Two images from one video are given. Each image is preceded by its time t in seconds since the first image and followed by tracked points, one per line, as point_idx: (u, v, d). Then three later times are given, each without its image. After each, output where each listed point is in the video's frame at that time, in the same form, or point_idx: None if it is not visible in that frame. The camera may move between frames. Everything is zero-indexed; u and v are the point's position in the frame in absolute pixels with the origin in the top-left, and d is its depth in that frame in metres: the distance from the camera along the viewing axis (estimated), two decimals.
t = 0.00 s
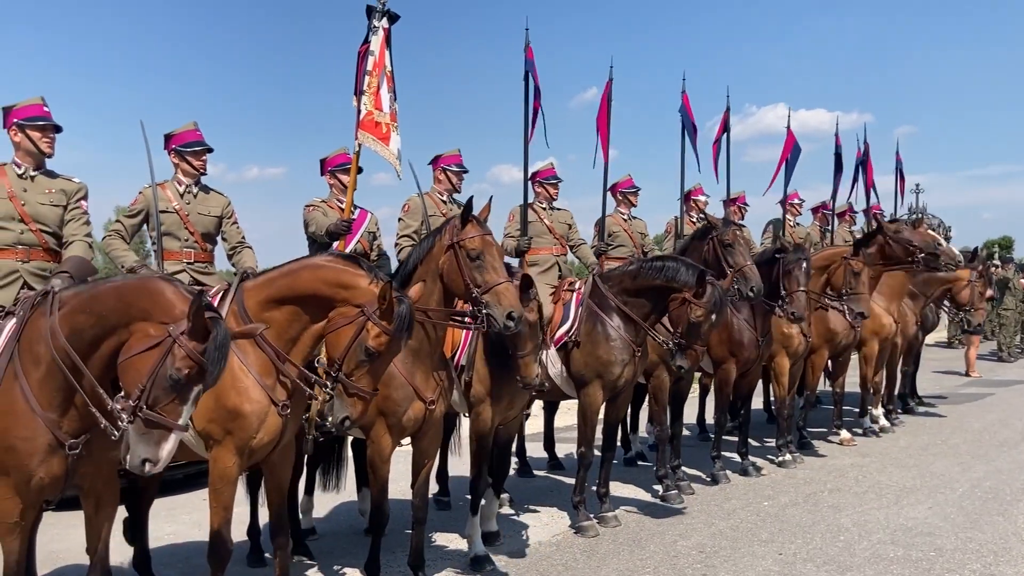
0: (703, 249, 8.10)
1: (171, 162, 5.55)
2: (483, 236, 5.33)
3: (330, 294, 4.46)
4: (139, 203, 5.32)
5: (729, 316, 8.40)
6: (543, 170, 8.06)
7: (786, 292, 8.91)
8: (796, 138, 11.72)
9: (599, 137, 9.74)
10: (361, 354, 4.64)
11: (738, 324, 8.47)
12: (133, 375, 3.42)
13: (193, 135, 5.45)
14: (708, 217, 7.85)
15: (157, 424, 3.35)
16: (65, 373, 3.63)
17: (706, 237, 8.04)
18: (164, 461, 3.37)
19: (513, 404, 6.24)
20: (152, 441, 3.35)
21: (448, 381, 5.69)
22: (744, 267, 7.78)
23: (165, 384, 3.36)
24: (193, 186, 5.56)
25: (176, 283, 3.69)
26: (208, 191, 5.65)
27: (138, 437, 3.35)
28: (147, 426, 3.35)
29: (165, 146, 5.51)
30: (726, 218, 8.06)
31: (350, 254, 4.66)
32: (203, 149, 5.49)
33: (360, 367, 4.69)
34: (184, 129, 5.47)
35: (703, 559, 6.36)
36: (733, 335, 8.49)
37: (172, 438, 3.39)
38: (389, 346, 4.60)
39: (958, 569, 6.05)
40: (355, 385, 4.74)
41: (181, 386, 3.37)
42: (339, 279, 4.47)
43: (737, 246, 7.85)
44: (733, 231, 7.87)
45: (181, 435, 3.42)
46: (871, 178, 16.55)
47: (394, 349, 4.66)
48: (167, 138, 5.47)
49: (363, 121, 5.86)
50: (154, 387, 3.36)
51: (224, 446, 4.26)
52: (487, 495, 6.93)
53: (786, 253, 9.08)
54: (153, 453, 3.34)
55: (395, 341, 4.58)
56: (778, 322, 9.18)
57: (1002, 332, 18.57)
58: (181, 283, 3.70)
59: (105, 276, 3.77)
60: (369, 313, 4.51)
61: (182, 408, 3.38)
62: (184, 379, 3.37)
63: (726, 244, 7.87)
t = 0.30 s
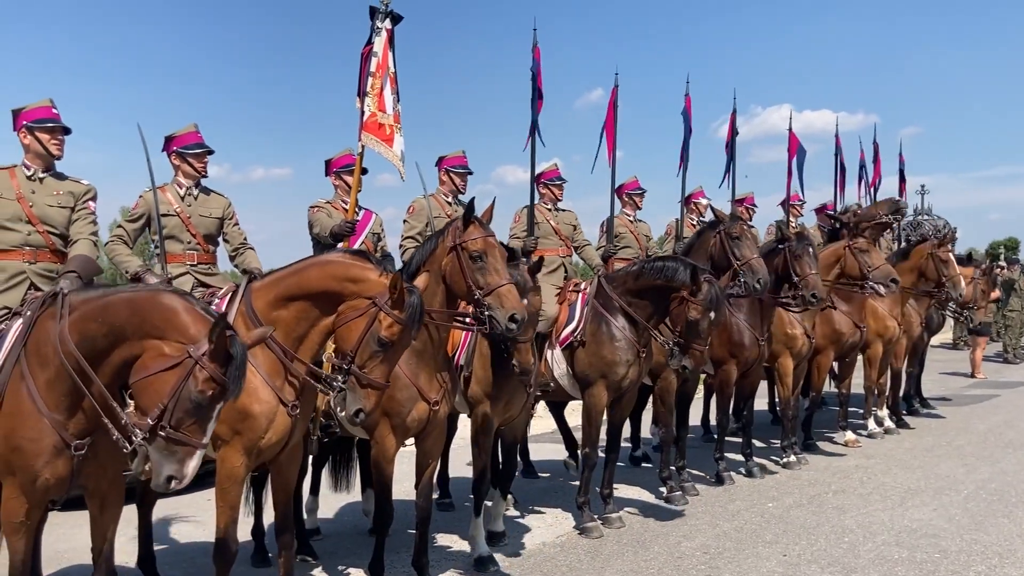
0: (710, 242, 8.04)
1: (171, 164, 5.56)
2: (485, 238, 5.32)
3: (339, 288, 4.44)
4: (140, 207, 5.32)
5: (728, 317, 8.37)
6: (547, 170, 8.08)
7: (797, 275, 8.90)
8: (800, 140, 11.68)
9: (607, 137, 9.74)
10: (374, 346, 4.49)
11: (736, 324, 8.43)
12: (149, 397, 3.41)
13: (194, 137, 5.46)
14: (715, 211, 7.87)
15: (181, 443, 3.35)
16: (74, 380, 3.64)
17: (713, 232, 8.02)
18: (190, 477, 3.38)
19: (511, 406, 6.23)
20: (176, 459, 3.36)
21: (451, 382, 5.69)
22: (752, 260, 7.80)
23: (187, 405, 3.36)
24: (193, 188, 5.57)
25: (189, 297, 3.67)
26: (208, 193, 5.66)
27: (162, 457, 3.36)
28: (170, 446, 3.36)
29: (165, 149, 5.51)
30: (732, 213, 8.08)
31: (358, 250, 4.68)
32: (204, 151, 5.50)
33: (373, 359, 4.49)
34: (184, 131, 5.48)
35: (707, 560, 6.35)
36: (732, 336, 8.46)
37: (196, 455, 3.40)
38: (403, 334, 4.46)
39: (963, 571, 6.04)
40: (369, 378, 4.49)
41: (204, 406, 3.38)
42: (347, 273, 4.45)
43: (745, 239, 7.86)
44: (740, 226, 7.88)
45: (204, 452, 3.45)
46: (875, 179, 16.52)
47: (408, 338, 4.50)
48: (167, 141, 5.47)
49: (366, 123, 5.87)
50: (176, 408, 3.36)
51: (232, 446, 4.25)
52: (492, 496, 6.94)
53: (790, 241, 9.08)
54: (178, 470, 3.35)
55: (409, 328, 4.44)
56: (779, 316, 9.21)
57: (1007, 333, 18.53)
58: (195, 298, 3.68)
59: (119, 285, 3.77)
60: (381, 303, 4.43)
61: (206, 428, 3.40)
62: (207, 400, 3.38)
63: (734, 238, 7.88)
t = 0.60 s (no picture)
0: (723, 241, 8.01)
1: (174, 164, 5.56)
2: (489, 238, 5.33)
3: (351, 287, 4.46)
4: (145, 207, 5.33)
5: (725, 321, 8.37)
6: (552, 171, 8.09)
7: (804, 267, 8.95)
8: (796, 142, 11.68)
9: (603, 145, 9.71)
10: (385, 343, 4.57)
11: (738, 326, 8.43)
12: (156, 424, 3.44)
13: (197, 136, 5.48)
14: (729, 211, 7.91)
15: (186, 470, 3.39)
16: (80, 389, 3.66)
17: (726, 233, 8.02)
18: (193, 500, 3.44)
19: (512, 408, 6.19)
20: (180, 483, 3.41)
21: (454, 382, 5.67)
22: (769, 258, 7.84)
23: (193, 437, 3.37)
24: (197, 187, 5.58)
25: (202, 325, 3.63)
26: (211, 191, 5.67)
27: (166, 481, 3.41)
28: (176, 472, 3.39)
29: (168, 149, 5.51)
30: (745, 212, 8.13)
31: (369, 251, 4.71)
32: (208, 150, 5.52)
33: (384, 356, 4.58)
34: (187, 130, 5.48)
35: (709, 561, 6.35)
36: (733, 339, 8.43)
37: (200, 480, 3.45)
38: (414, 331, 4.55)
39: (966, 573, 6.03)
40: (379, 374, 4.58)
41: (210, 437, 3.39)
42: (359, 273, 4.48)
43: (760, 237, 7.91)
44: (756, 225, 7.94)
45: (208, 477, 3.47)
46: (879, 181, 16.50)
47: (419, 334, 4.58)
48: (171, 140, 5.48)
49: (366, 122, 5.87)
50: (182, 437, 3.37)
51: (237, 445, 4.22)
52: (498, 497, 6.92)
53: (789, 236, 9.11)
54: (181, 494, 3.41)
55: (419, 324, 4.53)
56: (778, 318, 9.21)
57: (1011, 335, 18.49)
58: (208, 327, 3.65)
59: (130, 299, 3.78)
60: (393, 301, 4.50)
61: (211, 458, 3.43)
62: (213, 433, 3.39)
63: (750, 236, 7.92)
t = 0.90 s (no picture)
0: (734, 245, 7.95)
1: (181, 164, 5.58)
2: (492, 237, 5.34)
3: (360, 281, 4.47)
4: (150, 207, 5.34)
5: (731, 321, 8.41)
6: (555, 172, 8.08)
7: (816, 266, 8.95)
8: (797, 142, 11.68)
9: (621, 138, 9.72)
10: (397, 335, 4.53)
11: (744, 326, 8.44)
12: (151, 430, 3.43)
13: (204, 136, 5.48)
14: (741, 216, 7.91)
15: (174, 481, 3.39)
16: (83, 393, 3.66)
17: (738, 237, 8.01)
18: (182, 512, 3.42)
19: (516, 410, 6.18)
20: (169, 493, 3.40)
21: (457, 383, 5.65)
22: (782, 265, 7.85)
23: (177, 450, 3.35)
24: (203, 187, 5.59)
25: (198, 335, 3.58)
26: (218, 192, 5.68)
27: (157, 490, 3.41)
28: (166, 481, 3.40)
29: (175, 148, 5.52)
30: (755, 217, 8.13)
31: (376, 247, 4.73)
32: (214, 150, 5.52)
33: (397, 348, 4.54)
34: (194, 131, 5.49)
35: (712, 562, 6.35)
36: (739, 339, 8.43)
37: (189, 492, 3.43)
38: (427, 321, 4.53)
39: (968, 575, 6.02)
40: (394, 367, 4.53)
41: (193, 451, 3.36)
42: (367, 267, 4.49)
43: (772, 244, 7.92)
44: (767, 231, 7.94)
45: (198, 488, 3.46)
46: (881, 182, 16.48)
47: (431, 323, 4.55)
48: (178, 140, 5.49)
49: (366, 122, 5.88)
50: (168, 449, 3.36)
51: (240, 446, 4.23)
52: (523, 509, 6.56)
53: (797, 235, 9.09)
54: (169, 505, 3.40)
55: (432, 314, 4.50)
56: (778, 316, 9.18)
57: (1014, 337, 18.48)
58: (208, 339, 3.59)
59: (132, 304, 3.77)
60: (403, 293, 4.47)
61: (197, 471, 3.40)
62: (196, 447, 3.35)
63: (762, 242, 7.92)
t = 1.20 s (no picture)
0: (738, 243, 7.99)
1: (187, 164, 5.60)
2: (495, 238, 5.34)
3: (367, 280, 4.50)
4: (157, 207, 5.35)
5: (740, 318, 8.47)
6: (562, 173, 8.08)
7: (829, 265, 8.99)
8: (801, 142, 11.68)
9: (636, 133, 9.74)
10: (405, 331, 4.55)
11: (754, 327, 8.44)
12: (143, 426, 3.46)
13: (210, 136, 5.50)
14: (746, 214, 7.93)
15: (163, 479, 3.41)
16: (89, 394, 3.67)
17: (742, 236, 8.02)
18: (173, 510, 3.44)
19: (521, 409, 6.18)
20: (161, 492, 3.43)
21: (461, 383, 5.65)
22: (786, 261, 7.85)
23: (163, 446, 3.37)
24: (210, 187, 5.61)
25: (190, 330, 3.58)
26: (224, 193, 5.70)
27: (150, 489, 3.45)
28: (157, 478, 3.41)
29: (181, 149, 5.54)
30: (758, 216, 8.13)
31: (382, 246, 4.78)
32: (221, 150, 5.54)
33: (406, 344, 4.56)
34: (201, 131, 5.51)
35: (715, 563, 6.35)
36: (751, 339, 8.42)
37: (179, 491, 3.45)
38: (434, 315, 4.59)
39: None
40: (403, 363, 4.56)
41: (177, 448, 3.36)
42: (374, 265, 4.53)
43: (776, 241, 7.91)
44: (770, 229, 7.93)
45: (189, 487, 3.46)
46: (885, 183, 16.48)
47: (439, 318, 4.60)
48: (184, 140, 5.51)
49: (367, 121, 5.89)
50: (154, 446, 3.39)
51: (248, 445, 4.26)
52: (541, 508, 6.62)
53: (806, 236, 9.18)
54: (161, 504, 3.42)
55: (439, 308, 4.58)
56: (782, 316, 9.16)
57: (1018, 339, 18.47)
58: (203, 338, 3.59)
59: (133, 302, 3.78)
60: (410, 289, 4.53)
61: (184, 470, 3.39)
62: (178, 444, 3.35)
63: (766, 240, 7.91)
